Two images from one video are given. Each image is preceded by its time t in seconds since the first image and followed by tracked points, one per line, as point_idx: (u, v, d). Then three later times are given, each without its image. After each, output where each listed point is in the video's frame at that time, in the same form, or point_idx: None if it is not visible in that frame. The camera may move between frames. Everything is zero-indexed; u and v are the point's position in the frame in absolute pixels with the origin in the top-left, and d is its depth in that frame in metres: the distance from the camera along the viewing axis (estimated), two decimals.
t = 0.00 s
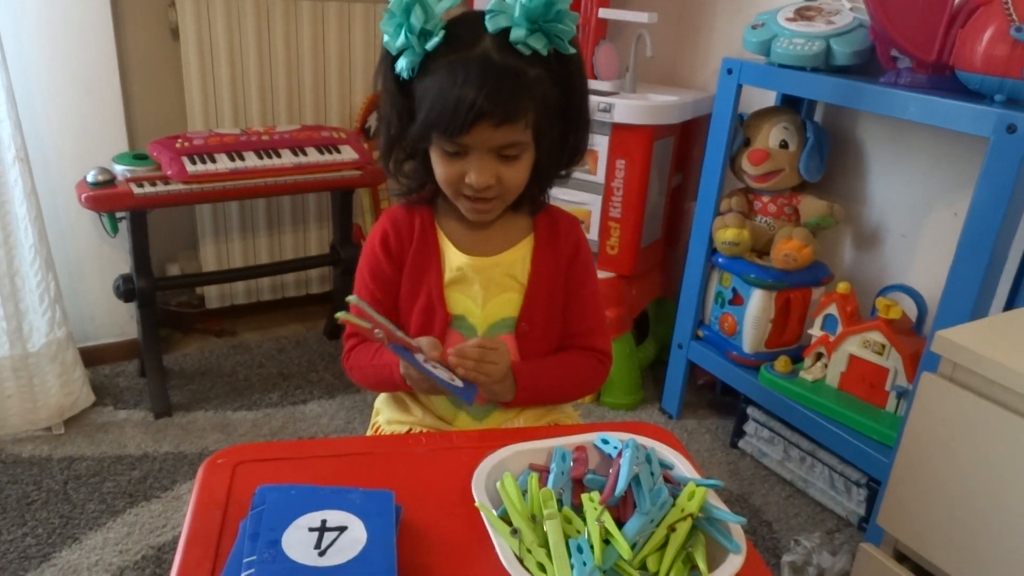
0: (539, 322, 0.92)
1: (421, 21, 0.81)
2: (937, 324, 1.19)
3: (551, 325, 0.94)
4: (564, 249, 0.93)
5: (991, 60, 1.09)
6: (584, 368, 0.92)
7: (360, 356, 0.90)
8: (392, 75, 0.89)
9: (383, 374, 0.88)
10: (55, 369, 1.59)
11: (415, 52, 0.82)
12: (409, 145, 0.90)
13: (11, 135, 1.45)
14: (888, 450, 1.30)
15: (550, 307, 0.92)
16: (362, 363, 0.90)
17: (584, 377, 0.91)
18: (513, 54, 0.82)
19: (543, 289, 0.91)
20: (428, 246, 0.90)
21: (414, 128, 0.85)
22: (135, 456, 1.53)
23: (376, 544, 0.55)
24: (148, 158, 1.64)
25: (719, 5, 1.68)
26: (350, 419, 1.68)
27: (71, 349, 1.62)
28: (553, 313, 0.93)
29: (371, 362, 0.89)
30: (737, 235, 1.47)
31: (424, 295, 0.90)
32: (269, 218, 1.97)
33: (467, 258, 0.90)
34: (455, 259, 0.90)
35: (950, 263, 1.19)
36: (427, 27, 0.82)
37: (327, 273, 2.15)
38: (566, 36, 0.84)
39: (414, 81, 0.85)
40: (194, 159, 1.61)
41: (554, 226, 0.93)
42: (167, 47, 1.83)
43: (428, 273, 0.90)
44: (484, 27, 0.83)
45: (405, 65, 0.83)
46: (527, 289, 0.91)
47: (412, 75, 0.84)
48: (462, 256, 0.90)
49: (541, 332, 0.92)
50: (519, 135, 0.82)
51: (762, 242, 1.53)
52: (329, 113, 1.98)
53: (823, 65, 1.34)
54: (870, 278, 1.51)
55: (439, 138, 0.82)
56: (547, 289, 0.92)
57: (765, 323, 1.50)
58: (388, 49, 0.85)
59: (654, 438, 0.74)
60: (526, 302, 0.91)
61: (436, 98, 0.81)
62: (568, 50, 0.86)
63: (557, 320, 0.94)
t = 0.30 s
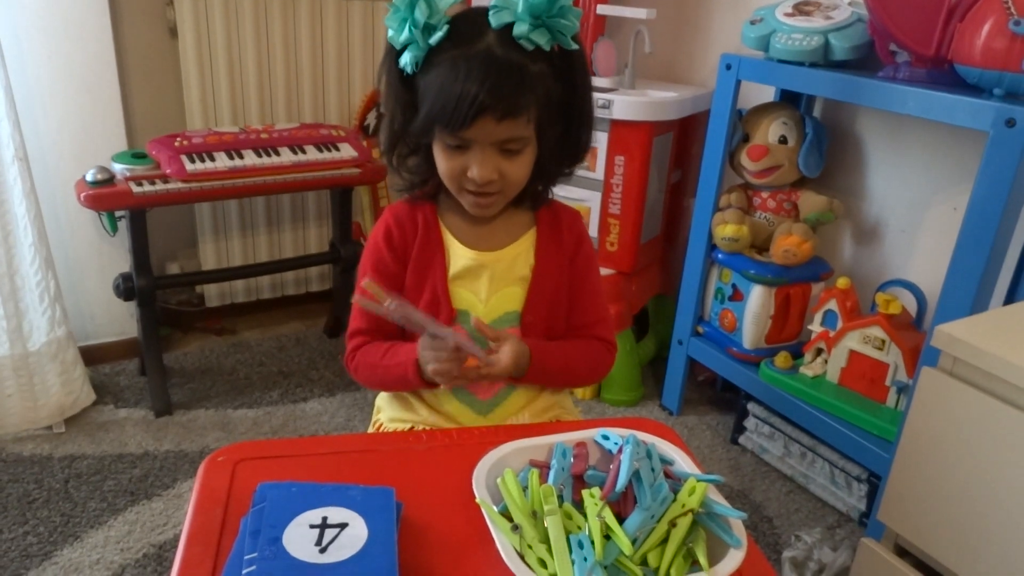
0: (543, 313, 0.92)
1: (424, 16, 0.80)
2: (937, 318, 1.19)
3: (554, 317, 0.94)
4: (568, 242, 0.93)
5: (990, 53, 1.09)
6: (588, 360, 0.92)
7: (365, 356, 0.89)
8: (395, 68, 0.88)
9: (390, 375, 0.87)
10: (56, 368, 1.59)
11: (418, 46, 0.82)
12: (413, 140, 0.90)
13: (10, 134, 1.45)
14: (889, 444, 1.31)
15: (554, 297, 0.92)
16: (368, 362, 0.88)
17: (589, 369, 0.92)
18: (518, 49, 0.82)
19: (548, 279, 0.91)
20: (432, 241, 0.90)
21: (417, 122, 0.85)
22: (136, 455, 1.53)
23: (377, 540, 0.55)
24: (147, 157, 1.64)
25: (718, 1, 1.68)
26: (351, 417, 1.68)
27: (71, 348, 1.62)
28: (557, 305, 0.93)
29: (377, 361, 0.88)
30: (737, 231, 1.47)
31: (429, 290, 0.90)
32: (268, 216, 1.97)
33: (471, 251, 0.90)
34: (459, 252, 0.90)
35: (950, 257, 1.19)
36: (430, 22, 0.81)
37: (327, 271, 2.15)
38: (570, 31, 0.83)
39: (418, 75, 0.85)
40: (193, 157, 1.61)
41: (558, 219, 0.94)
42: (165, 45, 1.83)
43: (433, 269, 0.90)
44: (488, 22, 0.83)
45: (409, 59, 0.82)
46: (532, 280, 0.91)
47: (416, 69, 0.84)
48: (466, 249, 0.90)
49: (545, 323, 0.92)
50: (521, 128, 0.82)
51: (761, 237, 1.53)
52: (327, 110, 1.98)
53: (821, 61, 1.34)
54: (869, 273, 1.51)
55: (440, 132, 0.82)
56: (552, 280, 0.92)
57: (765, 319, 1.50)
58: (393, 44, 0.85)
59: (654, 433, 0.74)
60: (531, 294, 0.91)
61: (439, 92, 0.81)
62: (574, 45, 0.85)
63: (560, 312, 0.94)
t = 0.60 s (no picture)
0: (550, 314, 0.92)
1: (422, 16, 0.80)
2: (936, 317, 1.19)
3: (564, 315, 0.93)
4: (570, 238, 0.93)
5: (988, 51, 1.09)
6: (615, 345, 0.90)
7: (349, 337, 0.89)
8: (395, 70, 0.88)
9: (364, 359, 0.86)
10: (55, 370, 1.59)
11: (417, 47, 0.82)
12: (416, 141, 0.91)
13: (8, 136, 1.44)
14: (889, 443, 1.31)
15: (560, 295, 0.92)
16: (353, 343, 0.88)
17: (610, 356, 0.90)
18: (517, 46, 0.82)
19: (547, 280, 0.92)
20: (437, 239, 0.90)
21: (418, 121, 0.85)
22: (136, 456, 1.53)
23: (377, 542, 0.55)
24: (146, 158, 1.64)
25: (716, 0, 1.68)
26: (350, 418, 1.68)
27: (70, 350, 1.62)
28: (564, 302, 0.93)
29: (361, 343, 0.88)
30: (737, 230, 1.47)
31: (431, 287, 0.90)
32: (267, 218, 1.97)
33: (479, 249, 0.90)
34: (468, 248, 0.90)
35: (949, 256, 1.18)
36: (428, 23, 0.81)
37: (326, 272, 2.15)
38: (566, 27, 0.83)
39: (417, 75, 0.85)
40: (192, 159, 1.60)
41: (560, 216, 0.93)
42: (164, 46, 1.83)
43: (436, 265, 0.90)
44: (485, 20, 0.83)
45: (409, 59, 0.83)
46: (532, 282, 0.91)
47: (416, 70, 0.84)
48: (471, 246, 0.90)
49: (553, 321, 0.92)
50: (521, 121, 0.82)
51: (761, 237, 1.52)
52: (326, 111, 1.97)
53: (819, 60, 1.34)
54: (868, 272, 1.51)
55: (441, 130, 0.82)
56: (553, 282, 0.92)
57: (764, 318, 1.50)
58: (392, 45, 0.86)
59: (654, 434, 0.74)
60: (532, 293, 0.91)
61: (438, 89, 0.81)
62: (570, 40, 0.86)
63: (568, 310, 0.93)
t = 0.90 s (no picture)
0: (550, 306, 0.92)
1: (403, 15, 0.80)
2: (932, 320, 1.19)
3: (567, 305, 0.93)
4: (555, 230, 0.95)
5: (984, 55, 1.09)
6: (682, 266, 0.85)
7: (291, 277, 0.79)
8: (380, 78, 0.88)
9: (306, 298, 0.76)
10: (50, 375, 1.58)
11: (400, 48, 0.82)
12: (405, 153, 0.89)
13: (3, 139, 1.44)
14: (886, 446, 1.30)
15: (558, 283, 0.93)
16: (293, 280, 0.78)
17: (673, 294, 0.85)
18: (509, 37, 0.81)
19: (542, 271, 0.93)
20: (446, 240, 0.92)
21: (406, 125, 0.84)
22: (130, 461, 1.52)
23: (373, 549, 0.55)
24: (141, 162, 1.63)
25: (713, 4, 1.68)
26: (346, 423, 1.68)
27: (65, 354, 1.61)
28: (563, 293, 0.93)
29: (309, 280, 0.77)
30: (733, 234, 1.47)
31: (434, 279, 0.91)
32: (263, 220, 1.96)
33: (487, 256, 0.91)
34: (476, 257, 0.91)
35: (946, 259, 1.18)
36: (409, 23, 0.81)
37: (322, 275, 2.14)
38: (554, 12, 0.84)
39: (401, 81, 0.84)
40: (188, 162, 1.60)
41: (541, 210, 0.95)
42: (160, 49, 1.82)
43: (438, 265, 0.91)
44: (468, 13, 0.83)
45: (393, 62, 0.82)
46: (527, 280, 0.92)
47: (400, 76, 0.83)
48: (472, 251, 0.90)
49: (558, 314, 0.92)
50: (515, 115, 0.81)
51: (757, 240, 1.52)
52: (323, 114, 1.97)
53: (815, 63, 1.34)
54: (865, 275, 1.51)
55: (433, 133, 0.80)
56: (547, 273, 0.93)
57: (761, 321, 1.50)
58: (374, 51, 0.86)
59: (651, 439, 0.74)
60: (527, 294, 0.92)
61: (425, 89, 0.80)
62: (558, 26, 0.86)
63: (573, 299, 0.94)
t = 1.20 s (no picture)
0: (546, 368, 0.86)
1: (387, 29, 0.67)
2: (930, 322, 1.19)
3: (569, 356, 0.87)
4: (556, 282, 0.85)
5: (982, 57, 1.09)
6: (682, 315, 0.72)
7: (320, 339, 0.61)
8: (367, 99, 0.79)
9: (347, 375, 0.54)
10: (46, 377, 1.57)
11: (383, 69, 0.68)
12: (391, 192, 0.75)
13: None
14: (884, 447, 1.30)
15: (560, 346, 0.86)
16: (327, 340, 0.59)
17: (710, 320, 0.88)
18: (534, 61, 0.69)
19: (540, 333, 0.85)
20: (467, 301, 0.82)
21: (394, 168, 0.71)
22: (127, 464, 1.52)
23: (373, 549, 0.55)
24: (138, 163, 1.63)
25: (711, 5, 1.68)
26: (344, 424, 1.67)
27: (61, 356, 1.61)
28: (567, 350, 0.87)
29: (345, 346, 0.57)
30: (731, 235, 1.47)
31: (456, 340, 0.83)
32: (260, 221, 1.96)
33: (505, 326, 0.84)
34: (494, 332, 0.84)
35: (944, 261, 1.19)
36: (394, 38, 0.68)
37: (320, 276, 2.14)
38: (581, 22, 0.71)
39: (382, 107, 0.70)
40: (185, 163, 1.60)
41: (541, 261, 0.84)
42: (157, 50, 1.82)
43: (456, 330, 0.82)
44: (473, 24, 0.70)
45: (373, 85, 0.68)
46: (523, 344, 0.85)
47: (379, 103, 0.70)
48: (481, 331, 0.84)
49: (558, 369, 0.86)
50: (543, 161, 0.67)
51: (755, 241, 1.52)
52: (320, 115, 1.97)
53: (814, 65, 1.34)
54: (862, 277, 1.52)
55: (436, 180, 0.67)
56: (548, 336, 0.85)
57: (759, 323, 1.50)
58: (347, 69, 0.71)
59: (649, 438, 0.74)
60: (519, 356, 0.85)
61: (422, 127, 0.67)
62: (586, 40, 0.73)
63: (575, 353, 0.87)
